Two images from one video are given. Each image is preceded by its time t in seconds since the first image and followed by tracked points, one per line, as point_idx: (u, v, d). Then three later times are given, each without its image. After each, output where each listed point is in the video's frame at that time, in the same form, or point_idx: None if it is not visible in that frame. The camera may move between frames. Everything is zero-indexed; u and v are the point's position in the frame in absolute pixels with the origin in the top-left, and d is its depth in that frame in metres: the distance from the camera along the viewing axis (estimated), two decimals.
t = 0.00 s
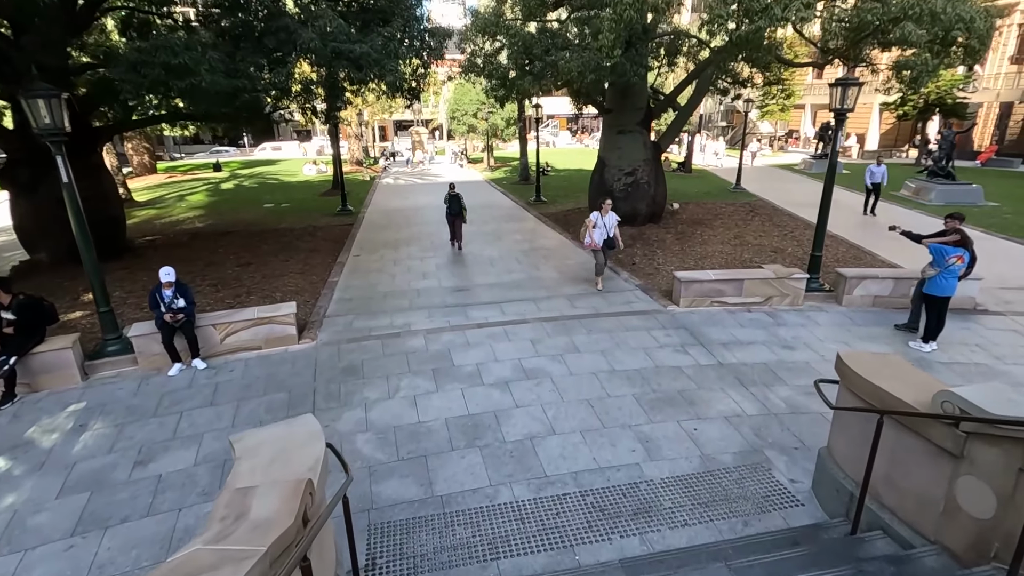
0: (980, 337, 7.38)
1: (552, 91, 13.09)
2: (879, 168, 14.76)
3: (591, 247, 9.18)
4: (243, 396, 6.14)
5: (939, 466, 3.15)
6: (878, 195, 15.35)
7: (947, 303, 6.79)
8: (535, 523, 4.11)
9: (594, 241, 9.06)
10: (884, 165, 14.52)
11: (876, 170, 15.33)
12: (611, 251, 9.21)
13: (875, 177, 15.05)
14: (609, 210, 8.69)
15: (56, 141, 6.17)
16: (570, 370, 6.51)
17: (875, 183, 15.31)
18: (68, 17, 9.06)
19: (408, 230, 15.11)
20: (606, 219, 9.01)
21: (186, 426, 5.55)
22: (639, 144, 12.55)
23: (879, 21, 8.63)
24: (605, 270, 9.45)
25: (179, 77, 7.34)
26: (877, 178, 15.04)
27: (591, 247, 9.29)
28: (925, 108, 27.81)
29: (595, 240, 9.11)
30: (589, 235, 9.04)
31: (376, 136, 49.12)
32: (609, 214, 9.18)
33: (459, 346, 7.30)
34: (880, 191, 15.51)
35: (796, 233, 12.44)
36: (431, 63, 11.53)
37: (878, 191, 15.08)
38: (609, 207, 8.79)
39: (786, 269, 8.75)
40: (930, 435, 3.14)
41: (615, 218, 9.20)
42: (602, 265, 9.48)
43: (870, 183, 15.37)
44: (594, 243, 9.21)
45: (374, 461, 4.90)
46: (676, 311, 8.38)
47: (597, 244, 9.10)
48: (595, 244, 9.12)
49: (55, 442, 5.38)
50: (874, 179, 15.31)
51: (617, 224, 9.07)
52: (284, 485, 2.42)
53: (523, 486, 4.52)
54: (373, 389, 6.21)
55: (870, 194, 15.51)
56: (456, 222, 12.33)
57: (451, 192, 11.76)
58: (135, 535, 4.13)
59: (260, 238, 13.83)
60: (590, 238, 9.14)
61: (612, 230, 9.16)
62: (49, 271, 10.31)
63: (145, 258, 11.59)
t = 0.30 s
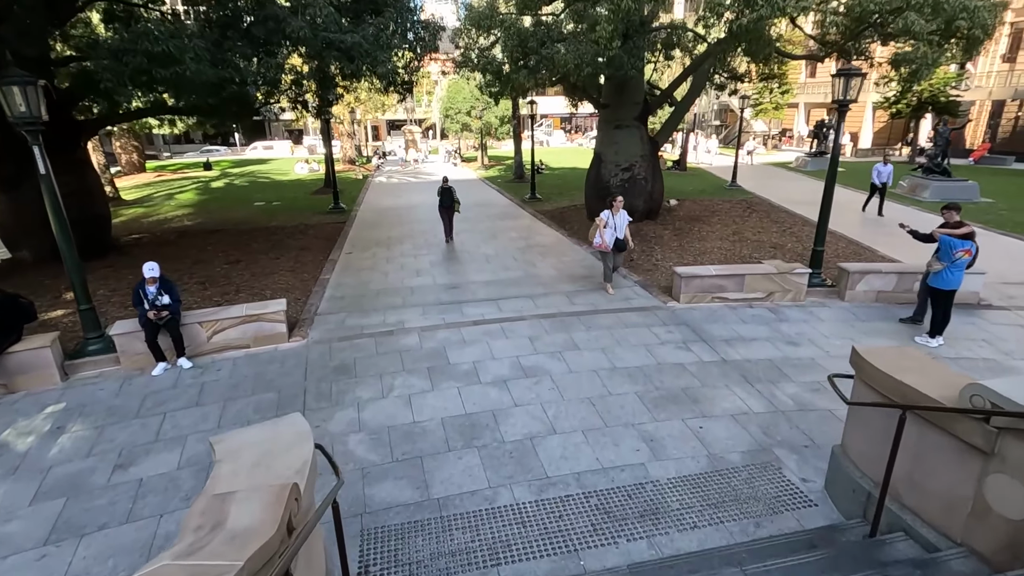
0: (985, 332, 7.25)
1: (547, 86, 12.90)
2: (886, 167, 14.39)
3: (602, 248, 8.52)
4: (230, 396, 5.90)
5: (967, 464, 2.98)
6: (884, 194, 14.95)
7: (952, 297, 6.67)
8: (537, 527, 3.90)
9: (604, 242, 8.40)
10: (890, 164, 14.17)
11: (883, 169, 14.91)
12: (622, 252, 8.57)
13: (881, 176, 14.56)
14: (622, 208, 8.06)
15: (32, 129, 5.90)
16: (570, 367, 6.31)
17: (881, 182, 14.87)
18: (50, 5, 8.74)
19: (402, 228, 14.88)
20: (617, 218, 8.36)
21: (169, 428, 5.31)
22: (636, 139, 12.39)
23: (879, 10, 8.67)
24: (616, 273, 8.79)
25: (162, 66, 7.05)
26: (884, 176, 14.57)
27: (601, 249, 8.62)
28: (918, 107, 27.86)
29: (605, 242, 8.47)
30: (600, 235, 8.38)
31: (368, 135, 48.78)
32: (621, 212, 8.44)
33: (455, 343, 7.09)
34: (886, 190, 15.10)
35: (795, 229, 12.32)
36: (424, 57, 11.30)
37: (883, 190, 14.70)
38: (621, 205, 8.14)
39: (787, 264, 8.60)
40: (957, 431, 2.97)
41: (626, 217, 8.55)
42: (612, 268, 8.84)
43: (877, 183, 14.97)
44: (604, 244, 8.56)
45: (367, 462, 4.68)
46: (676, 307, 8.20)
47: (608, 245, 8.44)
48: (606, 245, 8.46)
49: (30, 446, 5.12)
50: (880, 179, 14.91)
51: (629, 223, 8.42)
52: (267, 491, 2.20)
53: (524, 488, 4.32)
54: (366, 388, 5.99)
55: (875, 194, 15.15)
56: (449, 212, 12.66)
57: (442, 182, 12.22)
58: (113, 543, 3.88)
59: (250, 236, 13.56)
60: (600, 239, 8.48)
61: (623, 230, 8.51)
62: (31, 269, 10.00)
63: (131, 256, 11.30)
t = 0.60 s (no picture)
0: (990, 330, 7.11)
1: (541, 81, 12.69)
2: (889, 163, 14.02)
3: (614, 255, 8.01)
4: (214, 401, 5.65)
5: (993, 472, 2.80)
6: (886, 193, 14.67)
7: (955, 295, 6.51)
8: (535, 539, 3.70)
9: (616, 249, 7.92)
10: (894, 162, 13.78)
11: (886, 167, 14.47)
12: (636, 261, 8.02)
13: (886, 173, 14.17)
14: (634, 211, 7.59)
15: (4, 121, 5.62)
16: (567, 369, 6.11)
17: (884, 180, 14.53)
18: None
19: (394, 226, 14.62)
20: (630, 223, 7.88)
21: (148, 435, 5.06)
22: (632, 135, 12.21)
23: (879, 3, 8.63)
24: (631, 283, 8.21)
25: (142, 57, 6.78)
26: (887, 175, 14.25)
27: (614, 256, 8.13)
28: (911, 105, 27.90)
29: (618, 247, 7.96)
30: (611, 240, 7.92)
31: (360, 134, 48.37)
32: (635, 217, 7.95)
33: (448, 344, 6.86)
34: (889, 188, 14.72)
35: (792, 227, 12.19)
36: (416, 52, 11.06)
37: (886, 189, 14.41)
38: (634, 208, 7.68)
39: (787, 262, 8.44)
40: (983, 437, 2.78)
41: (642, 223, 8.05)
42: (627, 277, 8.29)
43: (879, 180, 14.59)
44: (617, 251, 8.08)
45: (356, 471, 4.46)
46: (674, 306, 8.02)
47: (620, 252, 7.96)
48: (618, 252, 7.99)
49: None
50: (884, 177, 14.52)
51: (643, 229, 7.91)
52: (237, 513, 1.98)
53: (521, 497, 4.11)
54: (356, 391, 5.75)
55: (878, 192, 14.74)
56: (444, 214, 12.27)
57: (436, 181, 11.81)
58: (82, 561, 3.64)
59: (238, 235, 13.27)
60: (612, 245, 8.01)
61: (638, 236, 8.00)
62: (8, 270, 9.67)
63: (115, 256, 11.00)
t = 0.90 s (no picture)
0: (999, 327, 6.94)
1: (537, 75, 12.45)
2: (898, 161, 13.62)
3: (636, 258, 7.23)
4: (197, 403, 5.40)
5: None
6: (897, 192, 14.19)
7: (965, 292, 6.26)
8: (535, 549, 3.48)
9: (639, 249, 7.17)
10: (902, 159, 13.41)
11: (894, 165, 14.06)
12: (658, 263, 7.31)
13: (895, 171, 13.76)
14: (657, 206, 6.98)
15: None
16: (566, 368, 5.89)
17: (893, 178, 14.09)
18: None
19: (388, 224, 14.37)
20: (651, 221, 7.21)
21: (126, 440, 4.80)
22: (630, 131, 12.00)
23: None
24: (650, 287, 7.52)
25: (123, 45, 6.51)
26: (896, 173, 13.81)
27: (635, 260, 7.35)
28: (908, 103, 27.82)
29: (640, 249, 7.21)
30: (633, 241, 7.17)
31: (355, 132, 48.01)
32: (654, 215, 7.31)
33: (443, 343, 6.63)
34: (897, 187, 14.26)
35: (793, 223, 12.01)
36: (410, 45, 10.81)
37: (896, 188, 13.95)
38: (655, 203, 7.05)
39: (790, 258, 8.25)
40: (1018, 440, 2.57)
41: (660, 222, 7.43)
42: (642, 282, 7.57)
43: (888, 179, 14.15)
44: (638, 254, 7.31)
45: (345, 477, 4.22)
46: (675, 303, 7.81)
47: (643, 253, 7.20)
48: (641, 254, 7.22)
49: None
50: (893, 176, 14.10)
51: (665, 227, 7.29)
52: (199, 533, 1.75)
53: (520, 504, 3.89)
54: (346, 392, 5.52)
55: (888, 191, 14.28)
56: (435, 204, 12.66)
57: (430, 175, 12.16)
58: None
59: (228, 232, 13.00)
60: (633, 246, 7.25)
61: (658, 236, 7.34)
62: None
63: (101, 253, 10.71)
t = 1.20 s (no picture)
0: (1008, 323, 6.79)
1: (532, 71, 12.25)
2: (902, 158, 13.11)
3: (662, 261, 6.63)
4: (180, 406, 5.14)
5: None
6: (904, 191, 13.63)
7: (974, 286, 6.11)
8: (540, 559, 3.26)
9: (666, 251, 6.57)
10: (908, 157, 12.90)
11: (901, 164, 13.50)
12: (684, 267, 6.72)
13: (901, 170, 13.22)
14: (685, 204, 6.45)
15: None
16: (566, 367, 5.68)
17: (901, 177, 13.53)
18: None
19: (381, 223, 14.13)
20: (677, 222, 6.66)
21: (104, 445, 4.54)
22: (627, 126, 11.81)
23: None
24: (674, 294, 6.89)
25: (101, 31, 6.24)
26: (903, 172, 13.26)
27: (659, 264, 6.74)
28: (901, 102, 27.87)
29: (666, 251, 6.62)
30: (659, 242, 6.57)
31: (347, 133, 47.60)
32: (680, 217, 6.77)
33: (439, 342, 6.41)
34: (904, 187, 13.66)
35: (791, 220, 11.88)
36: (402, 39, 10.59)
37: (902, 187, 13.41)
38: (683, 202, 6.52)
39: (792, 254, 8.08)
40: None
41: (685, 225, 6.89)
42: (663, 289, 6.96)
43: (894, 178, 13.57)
44: (663, 258, 6.71)
45: (336, 482, 3.99)
46: (677, 301, 7.62)
47: (669, 256, 6.60)
48: (667, 257, 6.63)
49: None
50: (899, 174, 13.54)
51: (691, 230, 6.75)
52: (165, 552, 1.52)
53: (523, 510, 3.67)
54: (338, 394, 5.27)
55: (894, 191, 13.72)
56: (427, 201, 12.81)
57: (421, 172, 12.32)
58: None
59: (216, 231, 12.71)
60: (659, 248, 6.66)
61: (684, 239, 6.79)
62: None
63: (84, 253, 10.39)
